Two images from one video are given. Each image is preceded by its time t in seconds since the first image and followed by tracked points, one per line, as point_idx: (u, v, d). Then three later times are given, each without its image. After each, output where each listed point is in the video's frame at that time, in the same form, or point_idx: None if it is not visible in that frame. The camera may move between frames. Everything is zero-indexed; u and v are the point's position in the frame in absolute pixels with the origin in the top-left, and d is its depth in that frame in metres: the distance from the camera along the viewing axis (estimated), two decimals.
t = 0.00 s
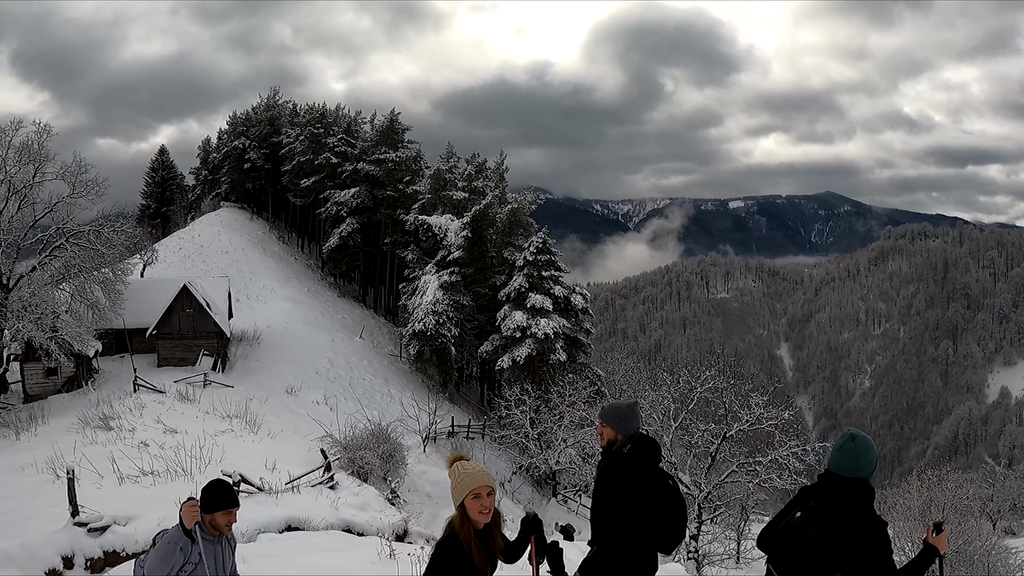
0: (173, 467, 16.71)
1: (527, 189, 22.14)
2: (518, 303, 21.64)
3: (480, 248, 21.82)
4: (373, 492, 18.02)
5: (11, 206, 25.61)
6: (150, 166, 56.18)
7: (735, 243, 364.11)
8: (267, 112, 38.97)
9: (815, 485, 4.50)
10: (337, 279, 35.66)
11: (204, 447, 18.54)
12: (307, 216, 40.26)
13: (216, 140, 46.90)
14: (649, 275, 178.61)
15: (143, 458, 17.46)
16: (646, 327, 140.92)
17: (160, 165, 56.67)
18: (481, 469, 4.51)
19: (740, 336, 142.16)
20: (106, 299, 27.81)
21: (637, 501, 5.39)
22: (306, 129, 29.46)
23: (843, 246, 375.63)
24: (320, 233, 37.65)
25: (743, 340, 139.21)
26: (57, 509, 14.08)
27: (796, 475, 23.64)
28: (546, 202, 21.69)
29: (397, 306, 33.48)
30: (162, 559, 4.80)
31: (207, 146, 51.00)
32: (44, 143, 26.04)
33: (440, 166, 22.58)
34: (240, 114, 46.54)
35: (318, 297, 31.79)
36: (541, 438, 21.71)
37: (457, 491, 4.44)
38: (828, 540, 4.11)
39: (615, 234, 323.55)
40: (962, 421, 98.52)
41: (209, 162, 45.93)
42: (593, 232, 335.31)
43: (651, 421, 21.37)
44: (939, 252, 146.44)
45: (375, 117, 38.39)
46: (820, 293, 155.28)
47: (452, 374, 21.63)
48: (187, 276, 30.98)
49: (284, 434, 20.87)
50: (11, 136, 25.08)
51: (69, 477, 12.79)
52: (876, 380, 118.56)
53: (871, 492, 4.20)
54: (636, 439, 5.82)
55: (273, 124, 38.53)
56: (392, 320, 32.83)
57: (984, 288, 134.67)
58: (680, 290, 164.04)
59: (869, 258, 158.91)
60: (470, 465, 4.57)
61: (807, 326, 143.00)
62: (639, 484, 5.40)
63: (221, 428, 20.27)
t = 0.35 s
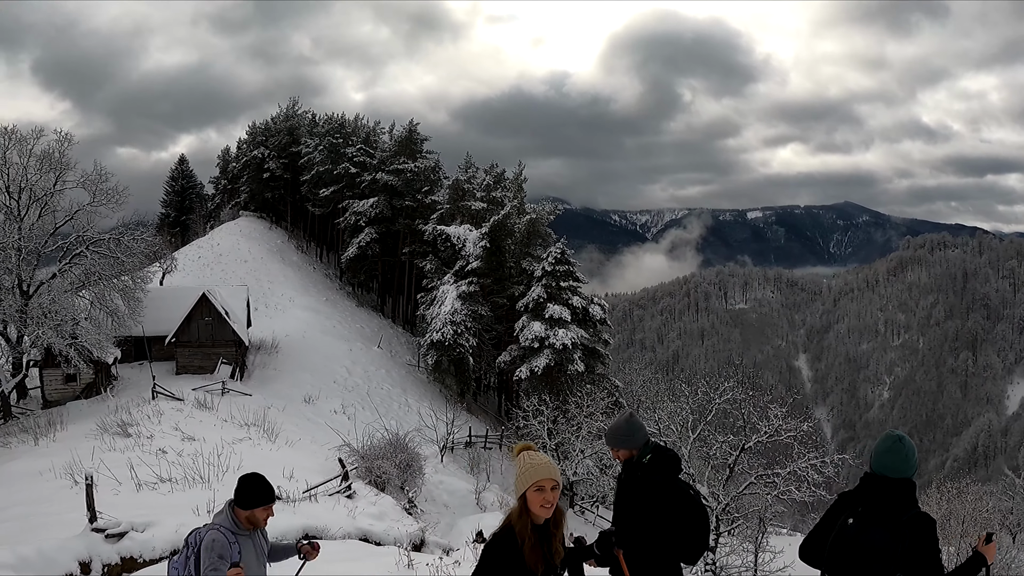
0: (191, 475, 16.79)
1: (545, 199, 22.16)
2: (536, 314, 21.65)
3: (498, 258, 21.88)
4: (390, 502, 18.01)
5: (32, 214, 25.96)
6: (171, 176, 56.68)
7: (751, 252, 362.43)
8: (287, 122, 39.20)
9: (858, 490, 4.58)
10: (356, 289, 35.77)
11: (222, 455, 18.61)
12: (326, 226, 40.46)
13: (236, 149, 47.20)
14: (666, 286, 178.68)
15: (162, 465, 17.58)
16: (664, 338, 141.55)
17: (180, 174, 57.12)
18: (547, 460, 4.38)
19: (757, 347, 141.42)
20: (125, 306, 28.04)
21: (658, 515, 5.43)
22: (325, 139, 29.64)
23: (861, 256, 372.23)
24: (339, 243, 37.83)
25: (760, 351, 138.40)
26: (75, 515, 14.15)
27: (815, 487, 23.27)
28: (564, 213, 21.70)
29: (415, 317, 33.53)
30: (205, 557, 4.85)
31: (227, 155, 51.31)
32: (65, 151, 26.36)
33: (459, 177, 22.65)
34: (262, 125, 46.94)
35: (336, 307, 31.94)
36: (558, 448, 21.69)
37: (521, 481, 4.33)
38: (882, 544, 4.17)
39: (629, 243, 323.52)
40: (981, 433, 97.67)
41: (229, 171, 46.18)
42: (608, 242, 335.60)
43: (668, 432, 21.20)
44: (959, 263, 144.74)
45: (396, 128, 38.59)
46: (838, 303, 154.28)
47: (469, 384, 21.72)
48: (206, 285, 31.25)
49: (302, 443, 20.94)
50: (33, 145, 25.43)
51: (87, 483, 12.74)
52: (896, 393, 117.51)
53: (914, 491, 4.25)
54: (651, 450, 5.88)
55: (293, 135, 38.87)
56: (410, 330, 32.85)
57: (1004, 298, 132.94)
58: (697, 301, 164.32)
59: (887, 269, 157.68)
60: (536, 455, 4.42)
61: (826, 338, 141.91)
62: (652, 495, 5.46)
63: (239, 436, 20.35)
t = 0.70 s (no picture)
0: (193, 477, 16.76)
1: (545, 201, 22.12)
2: (537, 316, 21.68)
3: (499, 260, 21.89)
4: (392, 505, 18.02)
5: (33, 216, 25.95)
6: (171, 178, 56.79)
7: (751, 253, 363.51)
8: (287, 125, 39.19)
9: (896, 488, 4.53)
10: (356, 291, 35.77)
11: (224, 458, 18.61)
12: (327, 228, 40.46)
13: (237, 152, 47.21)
14: (666, 288, 178.51)
15: (163, 467, 17.55)
16: (664, 340, 141.44)
17: (181, 176, 57.19)
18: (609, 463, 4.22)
19: (757, 348, 141.45)
20: (126, 308, 28.04)
21: (666, 512, 5.34)
22: (326, 142, 29.67)
23: (861, 258, 373.27)
24: (340, 245, 37.86)
25: (761, 352, 138.43)
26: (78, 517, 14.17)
27: (817, 489, 23.13)
28: (565, 215, 21.62)
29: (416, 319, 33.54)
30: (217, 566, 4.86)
31: (227, 157, 51.30)
32: (66, 153, 26.37)
33: (459, 179, 22.46)
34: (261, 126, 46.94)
35: (337, 309, 31.96)
36: (559, 450, 21.73)
37: (583, 487, 4.23)
38: (935, 538, 4.20)
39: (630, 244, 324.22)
40: (982, 434, 98.34)
41: (230, 174, 46.20)
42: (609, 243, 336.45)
43: (670, 435, 21.18)
44: (959, 263, 144.57)
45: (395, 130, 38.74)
46: (839, 304, 154.54)
47: (470, 386, 21.77)
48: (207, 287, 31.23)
49: (302, 445, 20.92)
50: (34, 147, 25.43)
51: (87, 486, 12.72)
52: (896, 394, 117.52)
53: (961, 483, 4.23)
54: (659, 454, 5.83)
55: (293, 137, 39.01)
56: (411, 332, 32.86)
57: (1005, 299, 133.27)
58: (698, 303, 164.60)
59: (887, 270, 157.99)
60: (601, 458, 4.28)
61: (826, 339, 141.86)
62: (663, 497, 5.35)
63: (240, 438, 20.35)
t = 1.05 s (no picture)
0: (184, 478, 16.74)
1: (538, 201, 22.08)
2: (529, 316, 21.72)
3: (492, 260, 21.96)
4: (384, 505, 18.01)
5: (25, 215, 25.79)
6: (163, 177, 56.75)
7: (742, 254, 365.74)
8: (279, 124, 39.10)
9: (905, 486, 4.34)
10: (348, 291, 35.71)
11: (216, 458, 18.57)
12: (319, 228, 40.43)
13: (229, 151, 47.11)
14: (659, 288, 178.91)
15: (155, 467, 17.52)
16: (656, 340, 141.67)
17: (173, 176, 57.15)
18: (647, 442, 4.59)
19: (750, 348, 141.94)
20: (118, 308, 27.92)
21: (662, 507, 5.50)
22: (318, 141, 29.56)
23: (852, 258, 375.64)
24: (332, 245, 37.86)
25: (753, 352, 138.96)
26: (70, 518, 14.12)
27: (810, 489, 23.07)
28: (558, 215, 21.52)
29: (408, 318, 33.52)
30: None
31: (218, 156, 51.22)
32: (58, 152, 26.20)
33: (452, 178, 22.29)
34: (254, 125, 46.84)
35: (329, 309, 31.93)
36: (552, 450, 21.76)
37: (621, 466, 4.63)
38: (971, 535, 4.01)
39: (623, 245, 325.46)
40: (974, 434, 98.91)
41: (222, 173, 46.10)
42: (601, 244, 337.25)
43: (662, 435, 21.18)
44: (951, 264, 145.32)
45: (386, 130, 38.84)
46: (831, 305, 155.31)
47: (463, 386, 21.85)
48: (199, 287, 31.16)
49: (295, 446, 20.88)
50: (25, 146, 25.26)
51: (80, 487, 12.68)
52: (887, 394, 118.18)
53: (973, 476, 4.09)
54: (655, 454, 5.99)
55: (285, 136, 38.96)
56: (403, 332, 32.89)
57: (996, 299, 133.65)
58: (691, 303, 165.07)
59: (879, 271, 158.83)
60: (637, 439, 4.63)
61: (817, 339, 142.52)
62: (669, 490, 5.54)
63: (233, 439, 20.30)
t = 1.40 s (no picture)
0: (166, 478, 16.57)
1: (521, 201, 23.00)
2: (512, 315, 22.18)
3: (475, 259, 22.58)
4: (367, 504, 17.92)
5: (5, 213, 25.47)
6: (145, 174, 56.62)
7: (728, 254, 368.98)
8: (262, 122, 39.05)
9: (902, 492, 4.83)
10: (331, 290, 35.57)
11: (199, 457, 18.46)
12: (302, 226, 40.32)
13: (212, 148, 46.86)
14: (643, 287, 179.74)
15: (136, 467, 17.31)
16: (639, 339, 142.49)
17: (155, 173, 56.99)
18: (667, 450, 4.66)
19: (734, 347, 143.18)
20: (99, 306, 27.65)
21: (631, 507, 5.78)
22: (300, 139, 29.52)
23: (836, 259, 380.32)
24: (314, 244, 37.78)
25: (735, 352, 140.27)
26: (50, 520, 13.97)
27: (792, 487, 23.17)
28: (540, 214, 22.78)
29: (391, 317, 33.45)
30: None
31: (201, 154, 51.05)
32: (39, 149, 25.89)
33: (434, 177, 23.19)
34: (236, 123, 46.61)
35: (312, 307, 31.81)
36: (535, 449, 21.80)
37: (642, 475, 4.63)
38: (974, 534, 4.39)
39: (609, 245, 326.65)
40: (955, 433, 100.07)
41: (205, 171, 45.83)
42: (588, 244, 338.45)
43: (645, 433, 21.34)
44: (933, 264, 146.85)
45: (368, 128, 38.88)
46: (814, 305, 157.00)
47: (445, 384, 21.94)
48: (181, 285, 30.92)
49: (277, 445, 20.76)
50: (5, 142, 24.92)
51: (62, 487, 12.52)
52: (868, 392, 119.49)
53: (959, 476, 4.68)
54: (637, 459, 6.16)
55: (268, 134, 38.87)
56: (385, 331, 32.83)
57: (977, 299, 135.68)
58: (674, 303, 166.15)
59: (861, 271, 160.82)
60: (655, 451, 4.71)
61: (800, 338, 143.93)
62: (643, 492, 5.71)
63: (215, 438, 20.14)
